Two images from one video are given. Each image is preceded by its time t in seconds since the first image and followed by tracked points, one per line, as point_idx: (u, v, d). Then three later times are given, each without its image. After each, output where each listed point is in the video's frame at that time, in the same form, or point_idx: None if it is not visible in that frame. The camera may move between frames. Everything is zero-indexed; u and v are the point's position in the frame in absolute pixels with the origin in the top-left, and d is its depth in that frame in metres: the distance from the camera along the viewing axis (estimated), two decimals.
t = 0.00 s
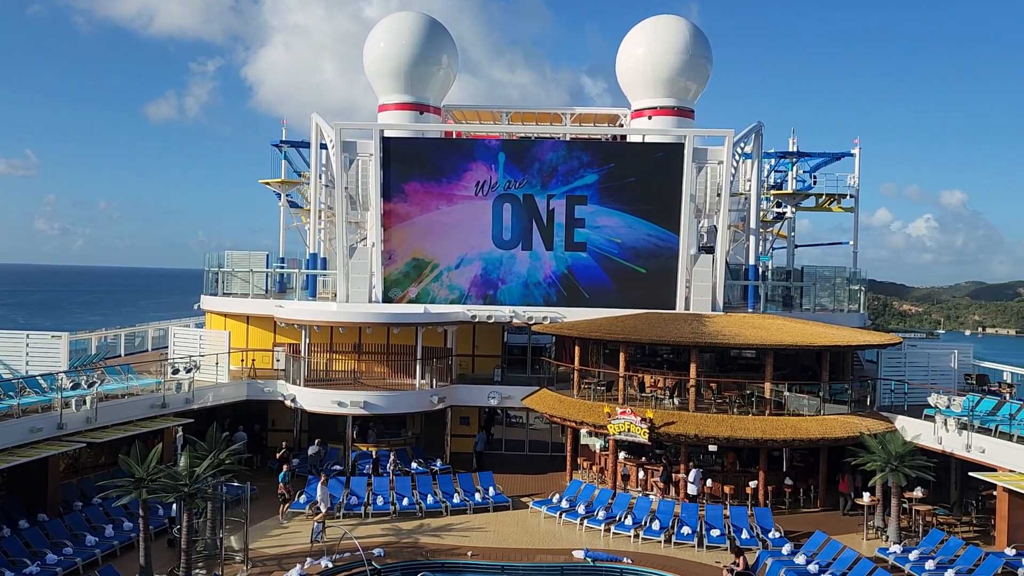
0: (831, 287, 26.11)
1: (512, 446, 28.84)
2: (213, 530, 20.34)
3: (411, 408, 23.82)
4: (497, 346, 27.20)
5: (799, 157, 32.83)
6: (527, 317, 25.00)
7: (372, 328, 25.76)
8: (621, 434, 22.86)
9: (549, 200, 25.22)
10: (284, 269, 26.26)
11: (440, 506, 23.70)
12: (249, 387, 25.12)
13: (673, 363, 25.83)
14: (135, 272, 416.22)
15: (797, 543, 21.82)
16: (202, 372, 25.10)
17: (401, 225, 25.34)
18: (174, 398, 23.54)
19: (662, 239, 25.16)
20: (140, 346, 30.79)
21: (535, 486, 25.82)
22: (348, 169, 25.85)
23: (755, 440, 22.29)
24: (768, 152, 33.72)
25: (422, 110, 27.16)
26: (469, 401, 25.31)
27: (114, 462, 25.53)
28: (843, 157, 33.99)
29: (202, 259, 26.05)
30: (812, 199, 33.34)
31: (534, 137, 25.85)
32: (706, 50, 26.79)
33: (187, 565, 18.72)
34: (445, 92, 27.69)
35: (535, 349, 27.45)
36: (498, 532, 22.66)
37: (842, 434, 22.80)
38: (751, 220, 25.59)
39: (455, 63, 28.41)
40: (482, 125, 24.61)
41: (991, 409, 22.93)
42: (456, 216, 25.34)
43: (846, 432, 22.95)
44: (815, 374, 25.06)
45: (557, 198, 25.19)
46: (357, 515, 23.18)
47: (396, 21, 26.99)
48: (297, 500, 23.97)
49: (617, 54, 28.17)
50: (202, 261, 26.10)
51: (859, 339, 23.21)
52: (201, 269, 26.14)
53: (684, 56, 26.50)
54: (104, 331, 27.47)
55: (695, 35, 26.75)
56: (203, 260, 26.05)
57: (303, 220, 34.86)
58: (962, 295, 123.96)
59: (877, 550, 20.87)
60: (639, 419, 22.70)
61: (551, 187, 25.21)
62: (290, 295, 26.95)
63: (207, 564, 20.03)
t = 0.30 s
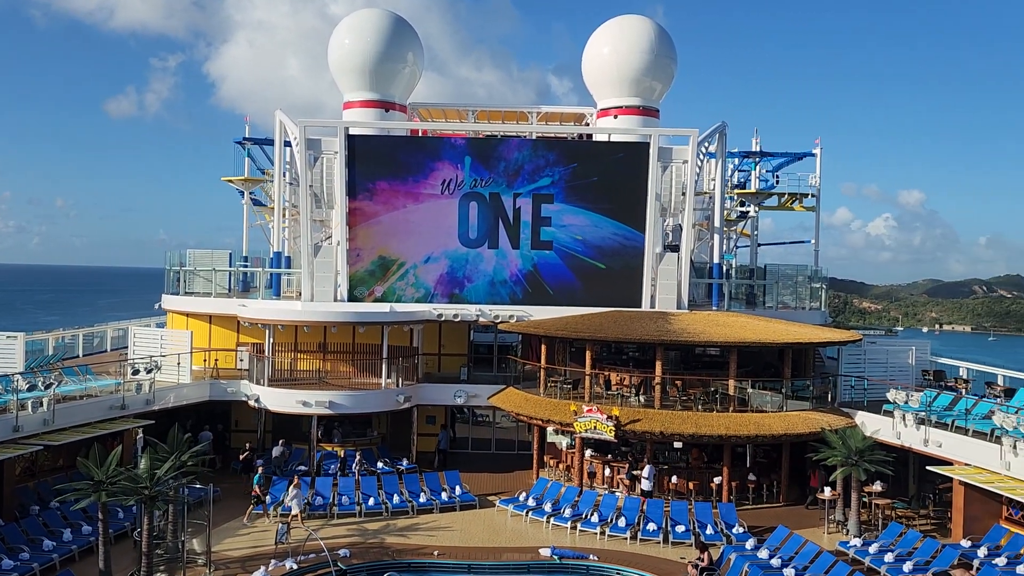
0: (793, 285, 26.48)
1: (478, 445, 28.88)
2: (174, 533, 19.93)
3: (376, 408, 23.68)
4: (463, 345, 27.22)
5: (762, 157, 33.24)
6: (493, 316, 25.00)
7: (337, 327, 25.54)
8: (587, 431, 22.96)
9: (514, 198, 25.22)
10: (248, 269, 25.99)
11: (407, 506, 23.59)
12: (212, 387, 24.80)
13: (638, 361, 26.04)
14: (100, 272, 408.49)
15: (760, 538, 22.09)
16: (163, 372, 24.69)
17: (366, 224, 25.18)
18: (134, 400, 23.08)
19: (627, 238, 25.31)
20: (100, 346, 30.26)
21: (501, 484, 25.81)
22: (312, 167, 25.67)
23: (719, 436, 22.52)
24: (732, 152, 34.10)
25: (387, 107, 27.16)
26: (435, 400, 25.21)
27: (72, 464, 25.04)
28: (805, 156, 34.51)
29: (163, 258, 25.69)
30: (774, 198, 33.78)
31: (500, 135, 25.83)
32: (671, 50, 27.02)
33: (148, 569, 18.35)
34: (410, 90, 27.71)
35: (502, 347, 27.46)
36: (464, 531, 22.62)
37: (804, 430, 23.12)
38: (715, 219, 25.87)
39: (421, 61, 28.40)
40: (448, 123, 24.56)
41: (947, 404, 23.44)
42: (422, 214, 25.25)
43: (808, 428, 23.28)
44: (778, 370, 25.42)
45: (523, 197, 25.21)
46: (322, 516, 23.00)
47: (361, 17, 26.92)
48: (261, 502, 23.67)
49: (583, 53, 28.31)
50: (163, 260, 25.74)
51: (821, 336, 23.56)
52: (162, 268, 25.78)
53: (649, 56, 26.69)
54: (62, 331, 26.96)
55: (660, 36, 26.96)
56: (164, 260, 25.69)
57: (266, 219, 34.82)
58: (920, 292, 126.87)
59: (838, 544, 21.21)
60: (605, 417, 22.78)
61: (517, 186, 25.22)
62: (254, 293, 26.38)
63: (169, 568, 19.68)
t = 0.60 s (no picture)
0: (752, 283, 26.88)
1: (444, 445, 28.53)
2: (131, 538, 19.21)
3: (338, 408, 23.49)
4: (426, 344, 27.21)
5: (721, 157, 33.68)
6: (456, 315, 25.04)
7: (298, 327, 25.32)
8: (550, 430, 23.01)
9: (477, 197, 25.20)
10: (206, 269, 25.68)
11: (370, 507, 23.44)
12: (170, 389, 24.43)
13: (600, 359, 26.25)
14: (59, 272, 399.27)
15: (720, 532, 22.34)
16: (118, 374, 24.20)
17: (327, 223, 24.97)
18: (88, 403, 22.46)
19: (589, 237, 25.44)
20: (53, 348, 29.63)
21: (465, 484, 25.79)
22: (271, 165, 25.43)
23: (681, 433, 22.70)
24: (692, 151, 34.49)
25: (348, 105, 27.19)
26: (398, 400, 25.10)
27: (23, 469, 24.44)
28: (763, 156, 35.04)
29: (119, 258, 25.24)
30: (734, 198, 34.23)
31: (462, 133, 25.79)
32: (633, 50, 27.23)
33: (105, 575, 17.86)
34: (372, 87, 27.76)
35: (465, 346, 27.45)
36: (427, 530, 22.55)
37: (763, 425, 23.44)
38: (676, 218, 26.13)
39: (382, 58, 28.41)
40: (410, 122, 24.45)
41: (902, 399, 23.95)
42: (383, 213, 25.10)
43: (768, 423, 23.62)
44: (737, 367, 25.80)
45: (486, 196, 25.20)
46: (283, 518, 22.75)
47: (321, 15, 26.87)
48: (220, 505, 23.32)
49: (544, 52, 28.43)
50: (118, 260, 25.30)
51: (779, 333, 23.93)
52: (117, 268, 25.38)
53: (610, 56, 26.87)
54: (13, 333, 26.31)
55: (622, 36, 27.16)
56: (119, 259, 25.25)
57: (225, 217, 34.60)
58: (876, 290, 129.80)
59: (796, 537, 21.53)
60: (568, 415, 22.87)
61: (479, 185, 25.20)
62: (212, 293, 26.02)
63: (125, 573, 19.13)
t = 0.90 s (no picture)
0: (709, 281, 27.22)
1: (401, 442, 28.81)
2: (82, 543, 18.55)
3: (295, 408, 23.22)
4: (384, 343, 27.14)
5: (678, 156, 34.07)
6: (414, 314, 25.01)
7: (253, 327, 24.97)
8: (510, 428, 22.97)
9: (435, 195, 25.14)
10: (158, 268, 25.28)
11: (328, 508, 23.24)
12: (122, 392, 23.85)
13: (559, 357, 26.38)
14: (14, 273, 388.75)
15: (679, 528, 22.55)
16: (68, 377, 23.60)
17: (284, 222, 24.69)
18: (36, 407, 21.62)
19: (547, 235, 25.53)
20: None
21: (425, 483, 25.71)
22: (226, 163, 25.14)
23: (640, 430, 22.85)
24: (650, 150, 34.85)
25: (305, 102, 27.18)
26: (356, 400, 24.94)
27: None
28: (719, 155, 35.53)
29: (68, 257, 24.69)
30: (690, 196, 34.67)
31: (420, 131, 25.69)
32: (591, 49, 27.45)
33: None
34: (328, 84, 27.76)
35: (423, 345, 27.52)
36: (387, 531, 22.42)
37: (720, 421, 23.73)
38: (634, 216, 26.35)
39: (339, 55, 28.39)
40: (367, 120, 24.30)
41: (854, 393, 24.47)
42: (341, 212, 24.89)
43: (725, 419, 23.90)
44: (695, 364, 26.10)
45: (445, 194, 25.15)
46: (239, 520, 22.41)
47: (276, 10, 26.76)
48: (175, 508, 22.86)
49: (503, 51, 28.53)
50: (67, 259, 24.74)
51: (735, 329, 24.26)
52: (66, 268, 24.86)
53: (569, 55, 27.04)
54: None
55: (580, 35, 27.35)
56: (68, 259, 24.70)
57: (178, 216, 34.27)
58: (831, 287, 132.40)
59: (753, 531, 21.82)
60: (528, 413, 22.88)
61: (438, 183, 25.13)
62: (165, 293, 25.94)
63: None
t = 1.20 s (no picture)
0: (666, 279, 27.72)
1: (358, 442, 28.62)
2: (29, 549, 18.00)
3: (250, 409, 22.89)
4: (341, 343, 26.96)
5: (635, 154, 34.35)
6: (372, 313, 24.71)
7: (207, 327, 24.95)
8: (468, 426, 22.92)
9: (392, 193, 24.99)
10: (108, 267, 24.70)
11: (284, 509, 22.97)
12: (69, 393, 23.25)
13: (518, 355, 26.45)
14: None
15: (636, 523, 22.74)
16: (13, 379, 22.83)
17: (237, 220, 24.32)
18: None
19: (506, 233, 25.56)
20: None
21: (382, 484, 25.57)
22: (177, 160, 24.70)
23: (598, 427, 23.01)
24: (607, 149, 35.07)
25: (258, 98, 27.00)
26: (312, 400, 24.69)
27: None
28: (675, 154, 35.94)
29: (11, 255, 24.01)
30: (647, 195, 35.00)
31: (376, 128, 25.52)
32: (548, 48, 27.63)
33: None
34: (283, 80, 27.62)
35: (381, 344, 27.38)
36: (344, 531, 22.22)
37: (676, 417, 23.98)
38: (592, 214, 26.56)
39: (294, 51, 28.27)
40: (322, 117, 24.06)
41: (806, 388, 24.98)
42: (296, 210, 24.61)
43: (681, 415, 24.16)
44: (652, 361, 26.35)
45: (402, 192, 25.02)
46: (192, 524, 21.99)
47: (229, 5, 26.56)
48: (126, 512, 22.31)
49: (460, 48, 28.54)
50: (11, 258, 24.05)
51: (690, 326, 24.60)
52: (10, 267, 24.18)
53: (526, 53, 27.17)
54: None
55: (537, 33, 27.51)
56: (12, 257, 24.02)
57: (128, 213, 33.88)
58: (785, 284, 134.71)
59: (708, 525, 22.09)
60: (486, 412, 22.87)
61: (395, 181, 24.98)
62: (115, 293, 25.46)
63: None
